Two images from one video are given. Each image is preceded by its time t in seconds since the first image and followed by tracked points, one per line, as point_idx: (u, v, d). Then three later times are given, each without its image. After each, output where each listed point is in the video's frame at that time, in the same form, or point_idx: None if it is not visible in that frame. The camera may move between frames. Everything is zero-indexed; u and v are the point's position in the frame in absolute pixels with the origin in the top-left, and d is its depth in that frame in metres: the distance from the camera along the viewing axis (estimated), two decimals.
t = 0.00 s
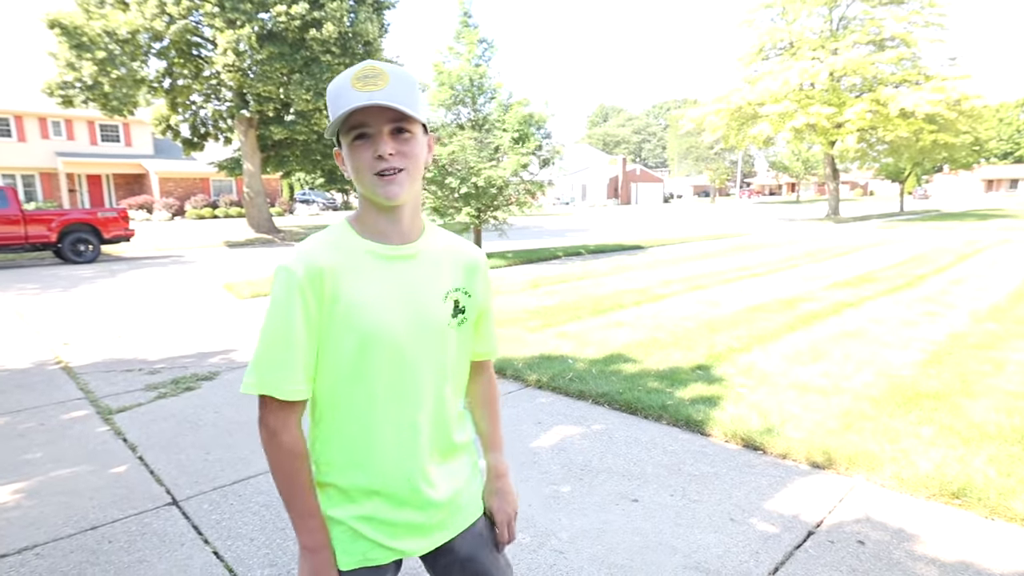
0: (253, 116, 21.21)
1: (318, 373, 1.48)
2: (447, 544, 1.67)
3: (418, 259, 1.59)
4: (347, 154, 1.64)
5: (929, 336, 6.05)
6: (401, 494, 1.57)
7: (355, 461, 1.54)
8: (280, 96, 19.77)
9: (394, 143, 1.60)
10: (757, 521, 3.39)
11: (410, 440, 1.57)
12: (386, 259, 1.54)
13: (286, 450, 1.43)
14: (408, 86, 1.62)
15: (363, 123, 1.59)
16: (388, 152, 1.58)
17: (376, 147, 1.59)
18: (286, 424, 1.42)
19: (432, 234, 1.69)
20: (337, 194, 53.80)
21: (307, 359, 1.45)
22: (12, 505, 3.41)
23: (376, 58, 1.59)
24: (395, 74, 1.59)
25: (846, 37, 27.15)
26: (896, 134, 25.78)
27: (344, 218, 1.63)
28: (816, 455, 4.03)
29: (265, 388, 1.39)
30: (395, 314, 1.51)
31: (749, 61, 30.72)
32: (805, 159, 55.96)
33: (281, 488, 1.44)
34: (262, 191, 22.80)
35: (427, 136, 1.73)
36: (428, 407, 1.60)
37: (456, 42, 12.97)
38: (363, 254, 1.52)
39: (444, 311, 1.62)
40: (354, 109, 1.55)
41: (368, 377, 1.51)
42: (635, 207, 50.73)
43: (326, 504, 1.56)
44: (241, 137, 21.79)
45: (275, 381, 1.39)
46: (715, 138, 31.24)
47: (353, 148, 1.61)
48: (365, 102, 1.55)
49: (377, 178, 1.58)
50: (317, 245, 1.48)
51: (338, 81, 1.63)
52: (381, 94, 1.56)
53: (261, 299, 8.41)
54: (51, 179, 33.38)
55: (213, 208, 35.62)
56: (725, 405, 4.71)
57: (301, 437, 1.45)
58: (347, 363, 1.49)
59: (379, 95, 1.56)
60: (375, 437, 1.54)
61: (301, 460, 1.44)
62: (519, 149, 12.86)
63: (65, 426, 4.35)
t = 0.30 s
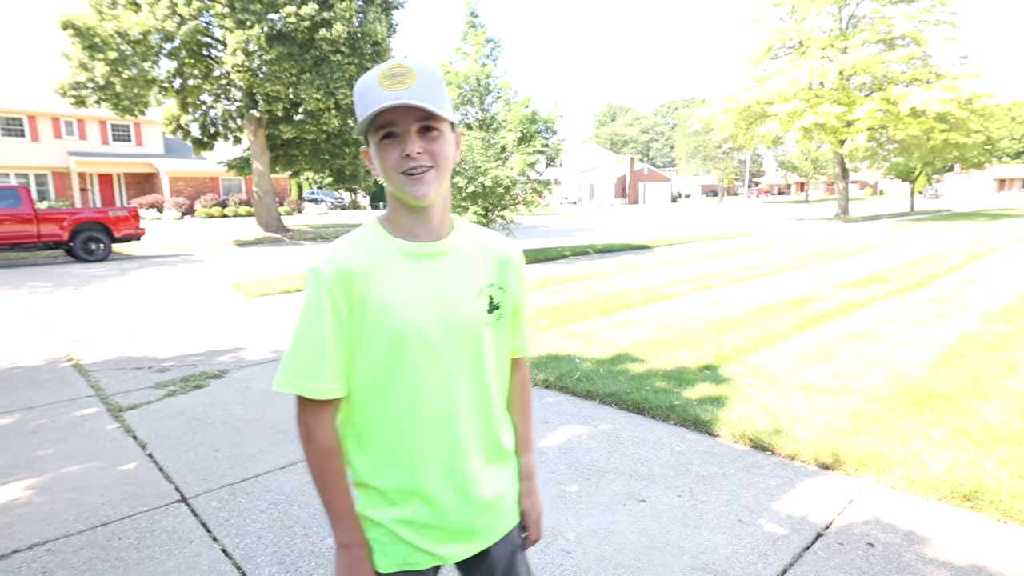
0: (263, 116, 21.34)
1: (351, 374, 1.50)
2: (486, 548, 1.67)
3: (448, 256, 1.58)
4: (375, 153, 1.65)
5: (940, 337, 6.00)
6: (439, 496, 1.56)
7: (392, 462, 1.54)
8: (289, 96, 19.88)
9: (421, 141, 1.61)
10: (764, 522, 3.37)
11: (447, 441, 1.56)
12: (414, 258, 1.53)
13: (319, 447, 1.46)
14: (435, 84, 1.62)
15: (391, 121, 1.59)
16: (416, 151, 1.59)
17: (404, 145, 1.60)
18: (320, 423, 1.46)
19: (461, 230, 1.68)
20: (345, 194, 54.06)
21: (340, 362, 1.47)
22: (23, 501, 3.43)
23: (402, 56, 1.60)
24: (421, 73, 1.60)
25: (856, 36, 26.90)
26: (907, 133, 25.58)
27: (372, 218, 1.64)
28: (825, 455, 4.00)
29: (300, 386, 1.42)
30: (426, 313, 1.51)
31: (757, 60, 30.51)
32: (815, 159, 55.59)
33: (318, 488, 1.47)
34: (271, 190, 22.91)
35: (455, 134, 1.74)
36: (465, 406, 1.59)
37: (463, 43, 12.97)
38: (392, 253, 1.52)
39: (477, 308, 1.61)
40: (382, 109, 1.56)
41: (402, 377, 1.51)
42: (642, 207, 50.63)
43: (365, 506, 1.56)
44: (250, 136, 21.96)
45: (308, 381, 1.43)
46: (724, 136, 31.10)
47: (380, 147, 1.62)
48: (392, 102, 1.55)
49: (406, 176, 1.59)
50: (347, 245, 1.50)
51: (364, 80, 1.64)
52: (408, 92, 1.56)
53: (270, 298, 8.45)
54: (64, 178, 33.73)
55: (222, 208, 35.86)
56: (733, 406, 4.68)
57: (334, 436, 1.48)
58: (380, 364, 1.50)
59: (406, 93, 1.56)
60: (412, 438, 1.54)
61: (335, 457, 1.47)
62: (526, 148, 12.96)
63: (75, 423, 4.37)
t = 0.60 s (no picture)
0: (268, 116, 21.39)
1: (380, 374, 1.51)
2: (518, 544, 1.66)
3: (473, 252, 1.59)
4: (399, 151, 1.64)
5: (946, 336, 6.00)
6: (474, 495, 1.55)
7: (426, 462, 1.54)
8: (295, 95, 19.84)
9: (448, 139, 1.60)
10: (770, 522, 3.37)
11: (481, 438, 1.56)
12: (437, 257, 1.54)
13: (351, 448, 1.45)
14: (461, 80, 1.61)
15: (418, 120, 1.59)
16: (441, 151, 1.59)
17: (430, 143, 1.59)
18: (350, 422, 1.45)
19: (484, 226, 1.69)
20: (349, 193, 54.10)
21: (369, 363, 1.48)
22: (29, 502, 3.42)
23: (429, 53, 1.59)
24: (448, 70, 1.59)
25: (862, 36, 26.83)
26: (913, 133, 25.54)
27: (396, 218, 1.65)
28: (831, 455, 4.00)
29: (333, 386, 1.44)
30: (453, 310, 1.52)
31: (763, 60, 30.55)
32: (819, 159, 55.54)
33: (352, 490, 1.46)
34: (277, 190, 22.89)
35: (479, 131, 1.73)
36: (497, 402, 1.60)
37: (469, 42, 12.92)
38: (416, 252, 1.53)
39: (503, 305, 1.60)
40: (408, 108, 1.55)
41: (430, 376, 1.51)
42: (647, 207, 50.63)
43: (402, 508, 1.55)
44: (256, 137, 22.01)
45: (341, 380, 1.44)
46: (730, 136, 31.10)
47: (405, 145, 1.62)
48: (419, 100, 1.54)
49: (430, 175, 1.59)
50: (372, 247, 1.51)
51: (391, 74, 1.63)
52: (435, 92, 1.55)
53: (277, 298, 8.45)
54: (68, 177, 33.81)
55: (226, 208, 35.91)
56: (739, 405, 4.68)
57: (364, 435, 1.47)
58: (408, 362, 1.51)
59: (433, 92, 1.55)
60: (444, 436, 1.54)
61: (366, 457, 1.47)
62: (530, 148, 12.88)
63: (81, 423, 4.37)
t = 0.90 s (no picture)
0: (273, 117, 21.42)
1: (359, 384, 1.53)
2: (497, 550, 1.68)
3: (454, 261, 1.61)
4: (380, 158, 1.67)
5: (952, 337, 5.97)
6: (451, 507, 1.58)
7: (403, 472, 1.56)
8: (299, 98, 19.90)
9: (429, 148, 1.63)
10: (777, 526, 3.32)
11: (460, 452, 1.58)
12: (418, 264, 1.56)
13: (325, 460, 1.46)
14: (444, 87, 1.64)
15: (398, 127, 1.61)
16: (422, 159, 1.62)
17: (411, 151, 1.62)
18: (325, 434, 1.46)
19: (466, 234, 1.72)
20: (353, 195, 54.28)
21: (347, 373, 1.50)
22: (35, 504, 3.46)
23: (412, 60, 1.61)
24: (431, 76, 1.61)
25: (865, 34, 26.57)
26: (916, 131, 25.36)
27: (377, 224, 1.67)
28: (838, 458, 3.95)
29: (310, 397, 1.46)
30: (433, 320, 1.53)
31: (766, 60, 30.34)
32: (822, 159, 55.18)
33: (325, 504, 1.47)
34: (281, 192, 22.98)
35: (462, 138, 1.76)
36: (479, 413, 1.62)
37: (472, 43, 12.98)
38: (397, 259, 1.55)
39: (483, 315, 1.63)
40: (389, 115, 1.57)
41: (409, 385, 1.53)
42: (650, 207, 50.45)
43: (375, 523, 1.58)
44: (260, 138, 22.07)
45: (318, 392, 1.46)
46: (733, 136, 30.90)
47: (387, 152, 1.64)
48: (401, 107, 1.57)
49: (410, 182, 1.62)
50: (353, 255, 1.53)
51: (373, 81, 1.65)
52: (416, 99, 1.57)
53: (280, 299, 8.50)
54: (75, 180, 34.05)
55: (230, 209, 36.09)
56: (744, 407, 4.64)
57: (339, 448, 1.48)
58: (387, 372, 1.53)
59: (415, 99, 1.58)
60: (422, 450, 1.56)
61: (341, 470, 1.47)
62: (532, 148, 12.90)
63: (88, 424, 4.41)
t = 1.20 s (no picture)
0: (285, 123, 21.60)
1: (335, 394, 1.54)
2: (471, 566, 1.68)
3: (433, 274, 1.62)
4: (365, 169, 1.67)
5: (971, 345, 5.83)
6: (426, 523, 1.58)
7: (378, 486, 1.56)
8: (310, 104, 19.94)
9: (414, 162, 1.63)
10: (791, 538, 3.03)
11: (434, 466, 1.60)
12: (400, 276, 1.58)
13: (293, 471, 1.46)
14: (433, 102, 1.64)
15: (384, 140, 1.61)
16: (407, 172, 1.62)
17: (397, 165, 1.62)
18: (294, 445, 1.46)
19: (447, 249, 1.73)
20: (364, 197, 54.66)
21: (320, 384, 1.50)
22: (52, 503, 3.55)
23: (402, 73, 1.61)
24: (420, 91, 1.61)
25: (876, 36, 25.91)
26: (930, 133, 24.80)
27: (359, 234, 1.67)
28: (854, 469, 3.66)
29: (281, 406, 1.45)
30: (411, 334, 1.56)
31: (774, 63, 29.41)
32: (835, 160, 54.25)
33: (292, 516, 1.47)
34: (292, 196, 23.09)
35: (448, 154, 1.76)
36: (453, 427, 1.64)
37: (481, 50, 13.09)
38: (379, 270, 1.56)
39: (461, 329, 1.65)
40: (375, 128, 1.57)
41: (384, 397, 1.54)
42: (659, 210, 50.07)
43: (347, 538, 1.58)
44: (272, 144, 22.10)
45: (290, 403, 1.45)
46: (741, 140, 30.47)
47: (372, 164, 1.64)
48: (387, 121, 1.57)
49: (394, 195, 1.62)
50: (331, 265, 1.53)
51: (363, 92, 1.64)
52: (403, 114, 1.57)
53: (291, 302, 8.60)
54: (95, 185, 34.75)
55: (243, 212, 36.50)
56: (755, 415, 4.43)
57: (309, 459, 1.48)
58: (364, 382, 1.53)
59: (402, 114, 1.58)
60: (396, 465, 1.56)
61: (311, 482, 1.47)
62: (541, 152, 12.84)
63: (103, 425, 4.51)
